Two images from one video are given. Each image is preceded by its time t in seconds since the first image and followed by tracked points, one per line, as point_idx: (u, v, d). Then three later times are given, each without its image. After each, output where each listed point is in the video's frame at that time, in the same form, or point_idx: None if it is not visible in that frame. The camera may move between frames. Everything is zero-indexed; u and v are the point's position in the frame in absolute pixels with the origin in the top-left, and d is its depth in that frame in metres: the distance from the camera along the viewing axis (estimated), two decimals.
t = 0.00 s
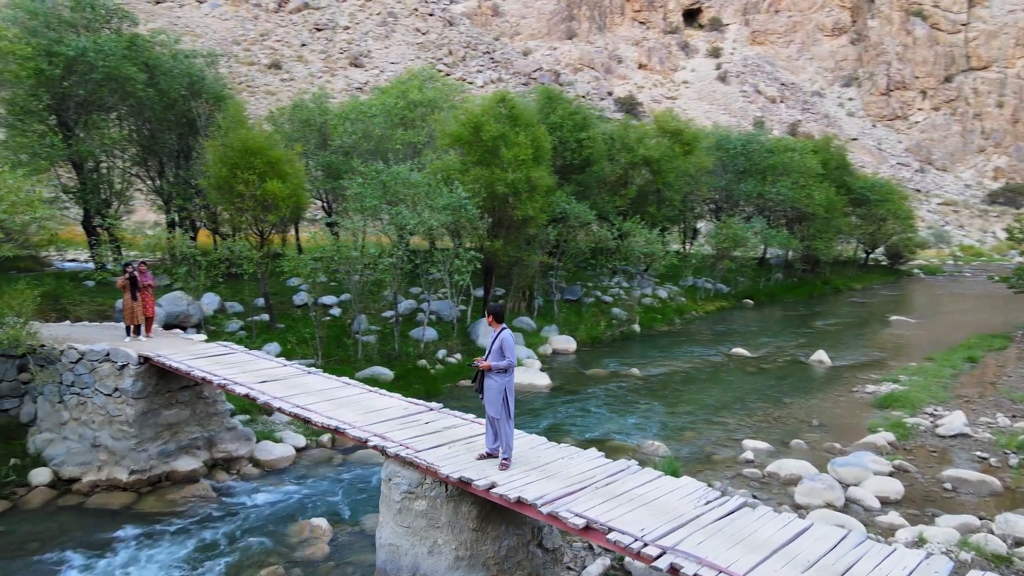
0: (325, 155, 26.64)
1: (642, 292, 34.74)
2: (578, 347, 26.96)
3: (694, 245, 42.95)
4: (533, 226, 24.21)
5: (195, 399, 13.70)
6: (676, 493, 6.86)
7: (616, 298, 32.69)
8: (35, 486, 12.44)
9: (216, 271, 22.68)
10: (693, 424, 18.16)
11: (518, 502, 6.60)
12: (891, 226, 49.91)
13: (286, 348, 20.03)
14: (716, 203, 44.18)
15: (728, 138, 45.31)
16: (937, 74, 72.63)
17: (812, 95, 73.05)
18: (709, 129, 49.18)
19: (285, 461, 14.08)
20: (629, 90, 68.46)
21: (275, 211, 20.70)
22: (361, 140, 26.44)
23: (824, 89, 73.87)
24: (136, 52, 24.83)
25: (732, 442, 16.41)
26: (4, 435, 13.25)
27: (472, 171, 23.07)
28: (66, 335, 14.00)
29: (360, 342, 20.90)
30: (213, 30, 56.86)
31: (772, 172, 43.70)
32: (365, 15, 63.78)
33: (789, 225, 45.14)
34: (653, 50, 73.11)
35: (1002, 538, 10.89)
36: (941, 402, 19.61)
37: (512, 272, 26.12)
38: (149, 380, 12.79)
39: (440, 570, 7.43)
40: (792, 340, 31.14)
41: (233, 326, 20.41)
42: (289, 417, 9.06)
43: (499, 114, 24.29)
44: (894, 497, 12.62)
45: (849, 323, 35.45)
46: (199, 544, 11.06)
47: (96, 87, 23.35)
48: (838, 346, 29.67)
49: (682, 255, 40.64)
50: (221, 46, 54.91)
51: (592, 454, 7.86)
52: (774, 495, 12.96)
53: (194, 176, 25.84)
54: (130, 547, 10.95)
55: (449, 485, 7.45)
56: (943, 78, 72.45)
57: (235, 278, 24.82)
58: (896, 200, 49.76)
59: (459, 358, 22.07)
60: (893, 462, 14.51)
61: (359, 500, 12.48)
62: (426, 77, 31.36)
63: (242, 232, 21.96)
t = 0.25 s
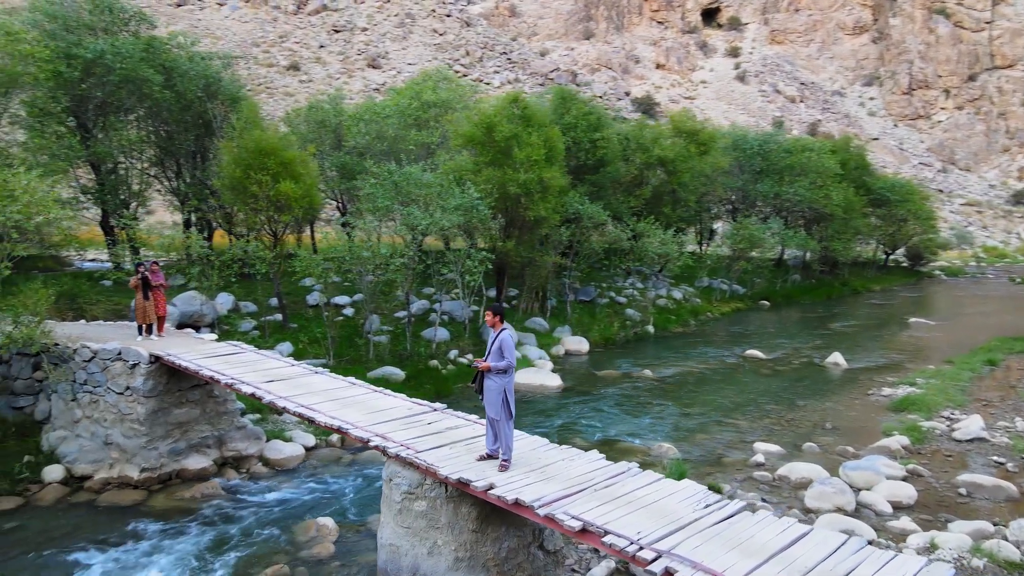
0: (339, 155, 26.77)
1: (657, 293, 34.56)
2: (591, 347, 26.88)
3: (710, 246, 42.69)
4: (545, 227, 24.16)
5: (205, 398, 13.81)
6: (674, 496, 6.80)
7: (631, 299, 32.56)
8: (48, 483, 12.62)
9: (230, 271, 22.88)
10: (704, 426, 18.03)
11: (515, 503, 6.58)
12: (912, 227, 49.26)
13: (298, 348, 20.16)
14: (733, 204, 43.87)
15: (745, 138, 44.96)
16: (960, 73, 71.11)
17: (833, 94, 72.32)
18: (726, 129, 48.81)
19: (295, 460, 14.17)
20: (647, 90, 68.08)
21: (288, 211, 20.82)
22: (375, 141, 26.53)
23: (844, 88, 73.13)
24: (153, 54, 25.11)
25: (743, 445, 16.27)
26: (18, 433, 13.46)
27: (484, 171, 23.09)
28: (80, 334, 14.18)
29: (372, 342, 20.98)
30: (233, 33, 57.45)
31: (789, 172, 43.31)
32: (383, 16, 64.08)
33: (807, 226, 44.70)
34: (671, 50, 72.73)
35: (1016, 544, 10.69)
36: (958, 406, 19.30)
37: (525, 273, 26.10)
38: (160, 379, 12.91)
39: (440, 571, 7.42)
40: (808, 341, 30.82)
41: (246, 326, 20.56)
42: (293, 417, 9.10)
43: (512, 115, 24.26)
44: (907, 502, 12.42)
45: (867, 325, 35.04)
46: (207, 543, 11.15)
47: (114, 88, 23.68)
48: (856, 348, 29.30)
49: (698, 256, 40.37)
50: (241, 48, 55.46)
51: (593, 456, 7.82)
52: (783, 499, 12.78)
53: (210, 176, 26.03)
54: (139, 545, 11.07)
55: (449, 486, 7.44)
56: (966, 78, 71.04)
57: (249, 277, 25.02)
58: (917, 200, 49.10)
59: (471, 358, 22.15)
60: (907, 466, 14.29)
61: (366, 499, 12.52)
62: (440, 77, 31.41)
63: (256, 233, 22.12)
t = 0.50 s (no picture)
0: (352, 155, 26.81)
1: (671, 294, 34.34)
2: (603, 348, 26.76)
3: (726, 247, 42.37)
4: (557, 227, 24.09)
5: (214, 397, 13.89)
6: (674, 499, 6.70)
7: (644, 299, 32.39)
8: (60, 480, 12.79)
9: (243, 271, 23.03)
10: (715, 428, 17.87)
11: (512, 505, 6.54)
12: (933, 227, 48.61)
13: (309, 348, 20.26)
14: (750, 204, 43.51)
15: (762, 138, 44.57)
16: (983, 72, 69.93)
17: (853, 93, 71.53)
18: (743, 128, 48.40)
19: (303, 459, 14.23)
20: (664, 90, 67.68)
21: (301, 211, 20.93)
22: (388, 141, 26.59)
23: (865, 87, 72.32)
24: (169, 56, 25.31)
25: (753, 447, 16.10)
26: (32, 431, 13.66)
27: (496, 171, 23.11)
28: (92, 332, 14.33)
29: (383, 342, 21.03)
30: (251, 34, 58.01)
31: (807, 172, 42.87)
32: (400, 16, 64.31)
33: (825, 226, 44.21)
34: (689, 49, 72.31)
35: None
36: (976, 409, 18.98)
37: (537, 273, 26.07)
38: (170, 378, 13.00)
39: (439, 572, 7.40)
40: (824, 343, 30.48)
41: (258, 325, 20.71)
42: (297, 417, 9.12)
43: (524, 115, 24.20)
44: (920, 507, 12.23)
45: (885, 326, 34.59)
46: (214, 541, 11.22)
47: (131, 90, 23.89)
48: (873, 350, 28.93)
49: (713, 256, 40.10)
50: (260, 49, 55.92)
51: (594, 458, 7.75)
52: (792, 503, 12.65)
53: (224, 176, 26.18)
54: (147, 542, 11.16)
55: (448, 488, 7.42)
56: (990, 76, 69.90)
57: (263, 277, 25.18)
58: (938, 200, 48.42)
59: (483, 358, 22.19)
60: (920, 470, 14.07)
61: (373, 499, 12.53)
62: (453, 77, 31.40)
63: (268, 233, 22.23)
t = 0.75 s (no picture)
0: (364, 155, 26.83)
1: (685, 294, 34.12)
2: (615, 348, 26.64)
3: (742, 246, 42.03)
4: (568, 227, 24.01)
5: (223, 396, 13.96)
6: (672, 502, 6.62)
7: (657, 299, 32.22)
8: (70, 477, 12.92)
9: (255, 270, 23.17)
10: (726, 429, 17.71)
11: (508, 507, 6.50)
12: (953, 227, 47.93)
13: (319, 346, 20.35)
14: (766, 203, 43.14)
15: (778, 136, 44.16)
16: (1006, 69, 69.20)
17: (873, 91, 70.68)
18: (760, 127, 47.98)
19: (311, 458, 14.28)
20: (681, 89, 67.27)
21: (312, 211, 21.02)
22: (400, 140, 26.61)
23: (885, 85, 71.45)
24: (184, 56, 25.50)
25: (764, 449, 15.93)
26: (44, 428, 13.81)
27: (507, 171, 23.07)
28: (103, 331, 14.47)
29: (393, 341, 21.07)
30: (269, 35, 58.47)
31: (824, 171, 42.40)
32: (416, 16, 64.45)
33: (842, 226, 43.73)
34: (706, 47, 71.82)
35: None
36: (993, 412, 18.67)
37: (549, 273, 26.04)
38: (178, 376, 13.08)
39: (437, 573, 7.38)
40: (839, 344, 30.14)
41: (269, 324, 20.83)
42: (299, 416, 9.14)
43: (535, 114, 24.13)
44: (932, 511, 12.04)
45: (903, 327, 34.14)
46: (220, 539, 11.27)
47: (146, 90, 24.06)
48: (889, 351, 28.55)
49: (727, 256, 39.82)
50: (277, 50, 56.30)
51: (594, 459, 7.68)
52: (801, 506, 12.52)
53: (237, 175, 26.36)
54: (154, 539, 11.24)
55: (446, 489, 7.38)
56: (1013, 73, 69.07)
57: (275, 276, 25.30)
58: (959, 199, 47.72)
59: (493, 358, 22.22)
60: (934, 474, 13.85)
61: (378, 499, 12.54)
62: (466, 77, 31.38)
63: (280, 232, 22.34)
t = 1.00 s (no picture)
0: (376, 154, 26.86)
1: (699, 294, 33.88)
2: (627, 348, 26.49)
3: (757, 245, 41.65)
4: (579, 226, 23.89)
5: (231, 394, 14.01)
6: (671, 505, 6.52)
7: (671, 299, 32.01)
8: (80, 473, 13.03)
9: (267, 268, 23.28)
10: (737, 430, 17.53)
11: (504, 509, 6.44)
12: (974, 227, 47.23)
13: (330, 345, 20.41)
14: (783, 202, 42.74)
15: (795, 134, 43.71)
16: None
17: (894, 88, 69.77)
18: (776, 125, 47.53)
19: (318, 456, 14.31)
20: (698, 87, 66.80)
21: (323, 210, 21.08)
22: (413, 139, 26.62)
23: (906, 82, 70.53)
24: (199, 56, 25.64)
25: (775, 451, 15.74)
26: (55, 425, 13.95)
27: (518, 169, 23.02)
28: (114, 328, 14.57)
29: (404, 340, 21.07)
30: (286, 35, 58.87)
31: (841, 169, 41.89)
32: (432, 16, 64.54)
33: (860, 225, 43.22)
34: (724, 45, 71.26)
35: None
36: (1011, 415, 18.33)
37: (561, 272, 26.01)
38: (186, 374, 13.14)
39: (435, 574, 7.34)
40: (856, 344, 29.77)
41: (281, 322, 20.91)
42: (301, 415, 9.12)
43: (547, 112, 24.04)
44: (945, 515, 11.83)
45: (922, 328, 33.65)
46: (224, 536, 11.30)
47: (160, 90, 24.25)
48: (906, 352, 28.13)
49: (742, 256, 39.50)
50: (294, 50, 56.61)
51: (594, 461, 7.59)
52: (811, 509, 12.35)
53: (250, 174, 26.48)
54: (160, 536, 11.30)
55: (444, 489, 7.32)
56: None
57: (287, 275, 25.41)
58: (980, 198, 46.98)
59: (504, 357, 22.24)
60: (948, 477, 13.60)
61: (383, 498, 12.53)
62: (478, 75, 31.32)
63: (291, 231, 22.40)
